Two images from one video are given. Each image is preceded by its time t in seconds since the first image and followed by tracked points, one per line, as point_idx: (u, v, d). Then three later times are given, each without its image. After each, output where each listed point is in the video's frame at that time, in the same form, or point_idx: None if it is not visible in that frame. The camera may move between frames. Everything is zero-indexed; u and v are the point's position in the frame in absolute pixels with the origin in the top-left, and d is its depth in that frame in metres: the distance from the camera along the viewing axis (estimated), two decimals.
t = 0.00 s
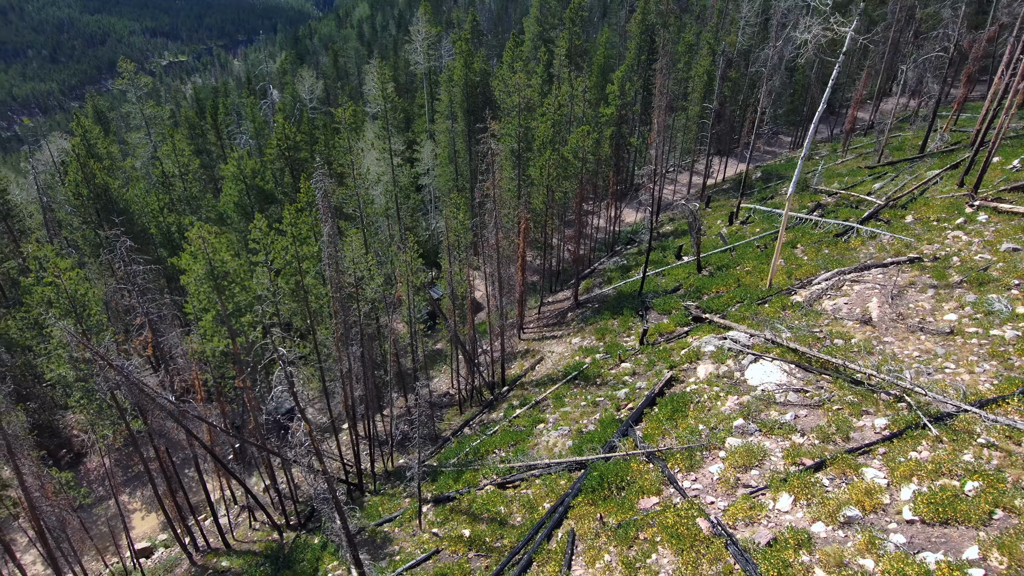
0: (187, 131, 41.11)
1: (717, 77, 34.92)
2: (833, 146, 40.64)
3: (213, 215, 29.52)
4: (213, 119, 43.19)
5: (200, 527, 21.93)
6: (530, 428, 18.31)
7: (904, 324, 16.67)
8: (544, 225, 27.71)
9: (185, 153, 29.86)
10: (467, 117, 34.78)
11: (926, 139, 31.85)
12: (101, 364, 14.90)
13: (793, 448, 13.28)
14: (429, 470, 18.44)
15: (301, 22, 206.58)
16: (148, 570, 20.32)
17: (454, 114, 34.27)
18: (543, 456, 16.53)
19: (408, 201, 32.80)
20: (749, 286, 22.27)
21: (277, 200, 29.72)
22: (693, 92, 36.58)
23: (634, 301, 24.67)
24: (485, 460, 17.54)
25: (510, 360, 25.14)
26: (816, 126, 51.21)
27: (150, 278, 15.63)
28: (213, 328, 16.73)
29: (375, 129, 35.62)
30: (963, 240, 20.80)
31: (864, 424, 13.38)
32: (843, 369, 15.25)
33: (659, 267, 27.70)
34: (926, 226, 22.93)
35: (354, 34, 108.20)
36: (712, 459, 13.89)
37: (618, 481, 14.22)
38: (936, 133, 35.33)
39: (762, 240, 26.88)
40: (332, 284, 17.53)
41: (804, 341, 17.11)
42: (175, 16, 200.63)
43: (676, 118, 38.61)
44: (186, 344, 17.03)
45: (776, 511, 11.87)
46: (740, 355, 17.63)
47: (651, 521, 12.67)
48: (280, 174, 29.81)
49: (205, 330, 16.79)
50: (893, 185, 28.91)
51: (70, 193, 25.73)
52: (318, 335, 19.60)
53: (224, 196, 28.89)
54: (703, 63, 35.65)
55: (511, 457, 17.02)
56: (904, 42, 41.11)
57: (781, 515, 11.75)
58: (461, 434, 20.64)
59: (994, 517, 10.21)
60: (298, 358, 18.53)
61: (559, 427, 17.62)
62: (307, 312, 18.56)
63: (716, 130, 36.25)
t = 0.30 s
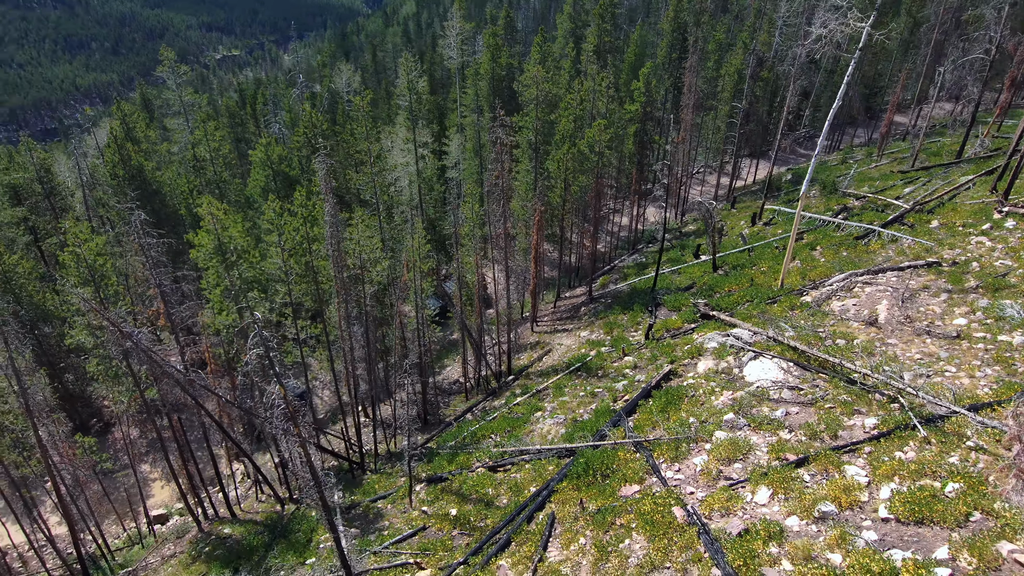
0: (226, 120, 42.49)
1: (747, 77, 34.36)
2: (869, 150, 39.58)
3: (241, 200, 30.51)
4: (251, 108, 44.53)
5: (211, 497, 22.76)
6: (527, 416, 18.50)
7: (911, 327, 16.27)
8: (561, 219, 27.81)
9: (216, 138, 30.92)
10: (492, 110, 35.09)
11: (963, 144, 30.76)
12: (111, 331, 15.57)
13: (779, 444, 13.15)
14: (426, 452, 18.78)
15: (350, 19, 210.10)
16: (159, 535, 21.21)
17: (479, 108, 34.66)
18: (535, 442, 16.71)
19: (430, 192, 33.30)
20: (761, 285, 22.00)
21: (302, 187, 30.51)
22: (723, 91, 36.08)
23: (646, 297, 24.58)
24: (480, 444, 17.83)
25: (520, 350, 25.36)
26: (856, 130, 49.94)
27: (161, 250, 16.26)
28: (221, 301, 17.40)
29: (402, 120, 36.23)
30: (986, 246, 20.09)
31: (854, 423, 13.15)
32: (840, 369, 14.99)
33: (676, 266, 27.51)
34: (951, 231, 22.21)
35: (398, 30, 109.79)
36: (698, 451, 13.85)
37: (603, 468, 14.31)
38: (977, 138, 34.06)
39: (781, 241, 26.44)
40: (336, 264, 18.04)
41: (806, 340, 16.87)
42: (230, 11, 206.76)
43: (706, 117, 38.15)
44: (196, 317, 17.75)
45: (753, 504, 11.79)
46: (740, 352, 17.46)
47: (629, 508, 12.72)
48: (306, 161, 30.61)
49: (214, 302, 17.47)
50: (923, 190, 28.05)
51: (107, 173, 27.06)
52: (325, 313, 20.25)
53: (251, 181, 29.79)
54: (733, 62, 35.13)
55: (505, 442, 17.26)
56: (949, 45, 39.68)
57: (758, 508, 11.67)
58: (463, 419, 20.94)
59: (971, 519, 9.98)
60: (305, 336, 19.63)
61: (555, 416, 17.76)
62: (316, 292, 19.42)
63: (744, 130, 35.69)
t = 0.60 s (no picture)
0: (266, 110, 43.79)
1: (780, 78, 33.66)
2: (909, 156, 38.33)
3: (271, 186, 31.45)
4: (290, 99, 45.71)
5: (227, 472, 23.55)
6: (530, 405, 18.66)
7: (924, 332, 15.80)
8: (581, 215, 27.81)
9: (250, 126, 31.94)
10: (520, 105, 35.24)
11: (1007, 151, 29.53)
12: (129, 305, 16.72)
13: (771, 442, 12.96)
14: (429, 437, 19.10)
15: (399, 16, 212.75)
16: (176, 504, 22.09)
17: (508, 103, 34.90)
18: (533, 431, 16.86)
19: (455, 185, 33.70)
20: (778, 287, 21.66)
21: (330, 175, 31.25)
22: (756, 91, 35.44)
23: (661, 296, 24.42)
24: (480, 431, 18.05)
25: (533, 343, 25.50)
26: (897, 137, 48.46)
27: (178, 226, 16.78)
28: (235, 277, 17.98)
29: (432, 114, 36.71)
30: (1017, 255, 19.28)
31: (851, 426, 12.89)
32: (845, 371, 14.70)
33: (696, 266, 27.23)
34: (982, 238, 21.38)
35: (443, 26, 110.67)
36: (690, 446, 13.77)
37: (595, 459, 14.34)
38: None
39: (805, 244, 25.91)
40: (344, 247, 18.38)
41: (813, 342, 16.58)
42: (283, 7, 211.84)
43: (738, 118, 37.52)
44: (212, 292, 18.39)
45: (737, 499, 11.67)
46: (746, 351, 17.26)
47: (614, 497, 12.74)
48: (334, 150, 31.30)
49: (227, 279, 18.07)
50: (959, 198, 27.07)
51: (145, 156, 28.37)
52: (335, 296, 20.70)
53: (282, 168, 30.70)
54: (767, 62, 34.43)
55: (505, 430, 17.45)
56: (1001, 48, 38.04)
57: (741, 503, 11.55)
58: (469, 407, 21.21)
59: (955, 525, 9.71)
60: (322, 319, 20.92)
61: (557, 406, 17.86)
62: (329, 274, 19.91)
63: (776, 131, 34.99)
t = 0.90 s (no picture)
0: (301, 103, 44.80)
1: (811, 79, 33.00)
2: (948, 163, 37.13)
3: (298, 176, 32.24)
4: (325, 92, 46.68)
5: (241, 451, 24.27)
6: (532, 397, 18.79)
7: (934, 338, 15.38)
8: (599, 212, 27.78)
9: (280, 117, 32.81)
10: (546, 102, 35.34)
11: None
12: (146, 279, 17.77)
13: (763, 441, 12.83)
14: (432, 424, 19.38)
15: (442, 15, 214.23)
16: (190, 479, 22.86)
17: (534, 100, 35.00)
18: (532, 422, 16.99)
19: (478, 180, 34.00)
20: (792, 290, 21.33)
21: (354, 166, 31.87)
22: (787, 93, 34.80)
23: (675, 296, 24.25)
24: (481, 420, 18.24)
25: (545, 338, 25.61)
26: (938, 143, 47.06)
27: (194, 207, 17.38)
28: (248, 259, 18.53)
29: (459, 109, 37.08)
30: None
31: (846, 428, 12.66)
32: (847, 374, 14.43)
33: (714, 267, 26.96)
34: (1011, 246, 20.62)
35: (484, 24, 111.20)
36: (682, 442, 13.71)
37: (588, 450, 14.38)
38: None
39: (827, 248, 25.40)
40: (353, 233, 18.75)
41: (819, 344, 16.30)
42: (330, 3, 215.72)
43: (768, 120, 36.88)
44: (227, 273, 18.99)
45: (721, 495, 11.59)
46: (751, 352, 17.06)
47: (600, 488, 12.77)
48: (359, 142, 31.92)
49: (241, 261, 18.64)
50: (992, 206, 26.14)
51: (178, 143, 29.44)
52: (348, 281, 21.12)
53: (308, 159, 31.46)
54: (798, 63, 33.77)
55: (505, 419, 17.63)
56: None
57: (725, 499, 11.48)
58: (476, 397, 21.41)
59: (938, 530, 9.49)
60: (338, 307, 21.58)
61: (558, 399, 17.94)
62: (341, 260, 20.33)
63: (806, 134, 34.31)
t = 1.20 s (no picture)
0: (327, 97, 45.48)
1: (835, 81, 32.34)
2: (978, 169, 36.07)
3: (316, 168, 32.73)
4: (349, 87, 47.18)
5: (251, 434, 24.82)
6: (531, 391, 18.89)
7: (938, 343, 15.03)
8: (611, 212, 27.78)
9: (300, 109, 33.37)
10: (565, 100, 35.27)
11: None
12: (157, 261, 18.36)
13: (752, 439, 12.74)
14: (432, 414, 19.59)
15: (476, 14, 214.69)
16: (199, 460, 23.47)
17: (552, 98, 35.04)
18: (527, 414, 17.08)
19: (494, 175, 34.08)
20: (801, 293, 21.02)
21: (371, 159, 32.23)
22: (810, 94, 34.20)
23: (683, 296, 24.11)
24: (479, 412, 18.38)
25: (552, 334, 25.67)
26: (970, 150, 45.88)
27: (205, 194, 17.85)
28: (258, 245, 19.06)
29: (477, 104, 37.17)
30: None
31: (837, 429, 12.49)
32: (843, 376, 14.22)
33: (726, 269, 26.71)
34: None
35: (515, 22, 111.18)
36: (671, 437, 13.68)
37: (578, 443, 14.41)
38: None
39: (842, 252, 24.96)
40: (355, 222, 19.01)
41: (820, 346, 16.07)
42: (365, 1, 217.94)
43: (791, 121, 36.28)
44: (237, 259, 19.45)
45: (703, 491, 11.55)
46: (750, 351, 16.89)
47: (585, 480, 12.82)
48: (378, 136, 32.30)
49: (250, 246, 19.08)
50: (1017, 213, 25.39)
51: (201, 134, 30.22)
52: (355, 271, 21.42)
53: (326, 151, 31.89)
54: (823, 64, 33.13)
55: (503, 411, 17.75)
56: None
57: (706, 494, 11.44)
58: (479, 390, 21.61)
59: (914, 532, 9.35)
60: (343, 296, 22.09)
61: (556, 393, 18.00)
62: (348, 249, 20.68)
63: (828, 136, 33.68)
